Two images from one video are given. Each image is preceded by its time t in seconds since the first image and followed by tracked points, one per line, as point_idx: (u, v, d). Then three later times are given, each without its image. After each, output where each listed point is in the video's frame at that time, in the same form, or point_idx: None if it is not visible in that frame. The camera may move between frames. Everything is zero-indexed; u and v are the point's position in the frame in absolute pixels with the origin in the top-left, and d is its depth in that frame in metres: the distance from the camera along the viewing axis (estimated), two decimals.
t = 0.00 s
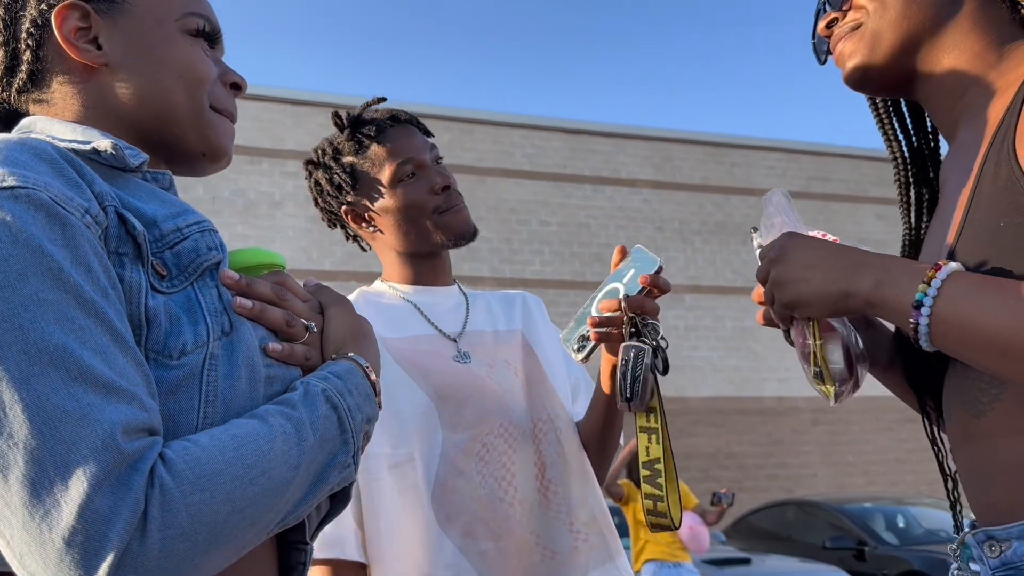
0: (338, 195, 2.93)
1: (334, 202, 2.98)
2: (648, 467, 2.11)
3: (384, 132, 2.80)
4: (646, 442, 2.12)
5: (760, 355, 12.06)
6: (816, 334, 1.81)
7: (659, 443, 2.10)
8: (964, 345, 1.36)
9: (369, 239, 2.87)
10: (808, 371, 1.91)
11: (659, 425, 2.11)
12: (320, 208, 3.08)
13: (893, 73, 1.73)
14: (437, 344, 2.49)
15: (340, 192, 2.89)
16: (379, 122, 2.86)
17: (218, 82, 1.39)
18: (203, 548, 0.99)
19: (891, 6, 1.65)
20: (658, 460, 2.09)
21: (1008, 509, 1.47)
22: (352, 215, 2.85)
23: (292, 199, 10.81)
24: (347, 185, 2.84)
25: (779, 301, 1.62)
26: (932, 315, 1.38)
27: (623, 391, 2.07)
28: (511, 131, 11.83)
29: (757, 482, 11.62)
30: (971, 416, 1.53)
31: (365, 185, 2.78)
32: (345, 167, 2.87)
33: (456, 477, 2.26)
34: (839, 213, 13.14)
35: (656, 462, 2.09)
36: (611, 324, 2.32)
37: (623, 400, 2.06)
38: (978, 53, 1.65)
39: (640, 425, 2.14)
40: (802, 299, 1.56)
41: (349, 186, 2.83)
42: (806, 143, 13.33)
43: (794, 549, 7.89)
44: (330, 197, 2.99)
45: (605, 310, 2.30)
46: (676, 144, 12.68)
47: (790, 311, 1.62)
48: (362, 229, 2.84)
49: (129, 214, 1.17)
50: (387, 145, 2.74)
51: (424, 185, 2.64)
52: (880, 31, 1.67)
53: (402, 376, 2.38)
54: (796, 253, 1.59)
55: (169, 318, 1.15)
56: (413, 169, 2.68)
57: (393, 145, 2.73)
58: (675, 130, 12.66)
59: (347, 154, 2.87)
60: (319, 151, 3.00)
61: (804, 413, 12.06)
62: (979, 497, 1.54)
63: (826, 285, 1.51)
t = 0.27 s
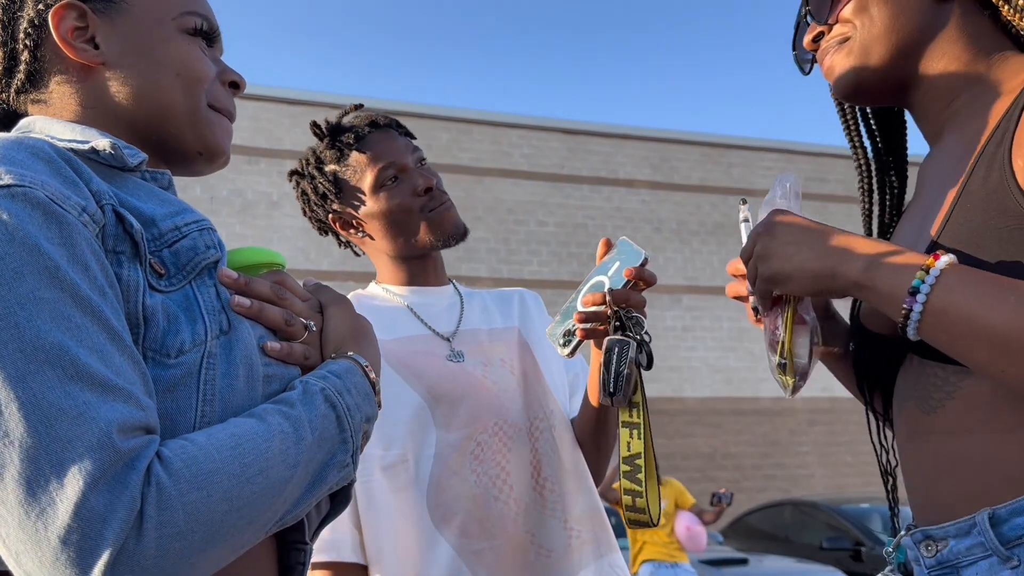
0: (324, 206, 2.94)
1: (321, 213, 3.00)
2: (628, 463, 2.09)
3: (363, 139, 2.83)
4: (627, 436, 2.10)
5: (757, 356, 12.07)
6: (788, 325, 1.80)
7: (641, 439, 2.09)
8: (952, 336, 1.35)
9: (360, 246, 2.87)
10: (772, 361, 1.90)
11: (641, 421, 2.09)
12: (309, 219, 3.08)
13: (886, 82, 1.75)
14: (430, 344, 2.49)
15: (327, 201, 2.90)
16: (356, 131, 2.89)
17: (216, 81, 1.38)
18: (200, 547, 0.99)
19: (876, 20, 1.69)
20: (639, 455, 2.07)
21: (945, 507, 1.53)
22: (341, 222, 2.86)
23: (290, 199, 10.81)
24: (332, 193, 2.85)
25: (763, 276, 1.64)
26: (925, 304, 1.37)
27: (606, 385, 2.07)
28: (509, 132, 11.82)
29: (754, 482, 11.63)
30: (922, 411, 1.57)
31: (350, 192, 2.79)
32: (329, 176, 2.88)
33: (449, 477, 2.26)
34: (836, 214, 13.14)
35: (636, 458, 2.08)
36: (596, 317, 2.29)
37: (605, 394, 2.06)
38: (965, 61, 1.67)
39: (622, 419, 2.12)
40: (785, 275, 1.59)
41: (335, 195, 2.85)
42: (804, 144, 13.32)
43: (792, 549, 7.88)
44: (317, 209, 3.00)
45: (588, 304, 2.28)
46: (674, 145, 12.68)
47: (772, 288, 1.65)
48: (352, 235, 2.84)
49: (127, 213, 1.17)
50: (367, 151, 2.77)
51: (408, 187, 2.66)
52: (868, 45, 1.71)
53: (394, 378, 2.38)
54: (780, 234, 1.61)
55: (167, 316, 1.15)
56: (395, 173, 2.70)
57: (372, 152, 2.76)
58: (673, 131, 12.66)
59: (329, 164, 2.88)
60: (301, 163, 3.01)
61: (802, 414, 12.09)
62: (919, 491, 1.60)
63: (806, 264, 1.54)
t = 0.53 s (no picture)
0: (323, 208, 2.95)
1: (320, 216, 3.00)
2: (605, 451, 2.04)
3: (361, 141, 2.83)
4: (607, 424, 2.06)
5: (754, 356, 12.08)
6: (777, 322, 1.79)
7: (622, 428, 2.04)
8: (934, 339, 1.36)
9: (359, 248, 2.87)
10: (760, 356, 1.89)
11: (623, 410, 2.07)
12: (308, 222, 3.09)
13: (881, 110, 1.78)
14: (428, 344, 2.49)
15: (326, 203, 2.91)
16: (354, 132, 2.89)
17: (215, 81, 1.38)
18: (202, 546, 0.99)
19: (870, 51, 1.72)
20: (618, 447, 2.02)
21: (889, 506, 1.54)
22: (340, 224, 2.87)
23: (288, 199, 10.79)
24: (331, 195, 2.86)
25: (755, 266, 1.62)
26: (911, 308, 1.37)
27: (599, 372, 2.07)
28: (507, 132, 11.82)
29: (752, 482, 11.64)
30: (878, 408, 1.58)
31: (348, 195, 2.79)
32: (327, 178, 2.88)
33: (447, 478, 2.26)
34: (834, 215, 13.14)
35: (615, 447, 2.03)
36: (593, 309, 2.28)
37: (596, 378, 2.05)
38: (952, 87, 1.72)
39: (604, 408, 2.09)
40: (779, 266, 1.57)
41: (333, 197, 2.85)
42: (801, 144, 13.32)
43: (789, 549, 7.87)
44: (316, 211, 3.01)
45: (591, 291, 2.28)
46: (672, 145, 12.67)
47: (763, 281, 1.63)
48: (351, 237, 2.85)
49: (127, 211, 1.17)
50: (364, 154, 2.78)
51: (406, 189, 2.66)
52: (864, 75, 1.73)
53: (392, 377, 2.38)
54: (778, 226, 1.60)
55: (167, 315, 1.15)
56: (393, 175, 2.70)
57: (370, 154, 2.77)
58: (671, 131, 12.66)
59: (328, 167, 2.89)
60: (300, 167, 3.02)
61: (799, 414, 12.16)
62: (862, 491, 1.62)
63: (800, 259, 1.52)
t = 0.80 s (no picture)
0: (326, 205, 2.94)
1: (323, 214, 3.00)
2: (664, 451, 2.09)
3: (369, 141, 2.84)
4: (658, 426, 2.12)
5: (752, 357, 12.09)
6: (740, 319, 2.00)
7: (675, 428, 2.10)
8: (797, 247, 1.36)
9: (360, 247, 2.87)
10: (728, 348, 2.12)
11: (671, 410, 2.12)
12: (311, 219, 3.08)
13: (867, 130, 1.77)
14: (428, 345, 2.49)
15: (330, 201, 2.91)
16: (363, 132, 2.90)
17: (218, 81, 1.38)
18: (210, 545, 0.99)
19: (860, 75, 1.70)
20: (676, 444, 2.08)
21: (877, 513, 1.54)
22: (343, 222, 2.87)
23: (285, 199, 10.78)
24: (335, 192, 2.86)
25: (655, 125, 1.56)
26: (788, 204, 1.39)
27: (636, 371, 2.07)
28: (506, 133, 11.83)
29: (750, 483, 11.64)
30: (861, 416, 1.61)
31: (354, 193, 2.79)
32: (333, 176, 2.88)
33: (446, 479, 2.25)
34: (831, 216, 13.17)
35: (672, 445, 2.08)
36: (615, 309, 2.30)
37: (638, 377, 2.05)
38: (936, 109, 1.72)
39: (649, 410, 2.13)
40: (682, 131, 1.53)
41: (338, 194, 2.85)
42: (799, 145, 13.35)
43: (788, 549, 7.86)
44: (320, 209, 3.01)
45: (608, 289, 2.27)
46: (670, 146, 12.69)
47: (659, 142, 1.57)
48: (353, 235, 2.84)
49: (132, 210, 1.17)
50: (372, 153, 2.79)
51: (412, 190, 2.67)
52: (852, 99, 1.71)
53: (392, 378, 2.38)
54: (682, 93, 1.56)
55: (172, 315, 1.15)
56: (401, 174, 2.71)
57: (378, 153, 2.79)
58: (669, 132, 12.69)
59: (334, 164, 2.89)
60: (305, 164, 3.02)
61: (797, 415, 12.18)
62: (847, 496, 1.62)
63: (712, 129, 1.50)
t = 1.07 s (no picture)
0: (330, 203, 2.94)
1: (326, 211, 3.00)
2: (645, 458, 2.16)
3: (376, 140, 2.83)
4: (642, 434, 2.17)
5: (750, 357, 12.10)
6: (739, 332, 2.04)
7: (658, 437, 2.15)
8: (757, 250, 1.44)
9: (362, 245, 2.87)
10: (727, 363, 2.16)
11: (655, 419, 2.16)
12: (313, 214, 3.08)
13: (853, 139, 1.86)
14: (429, 346, 2.49)
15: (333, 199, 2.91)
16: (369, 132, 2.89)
17: (223, 82, 1.39)
18: (237, 541, 1.00)
19: (849, 86, 1.80)
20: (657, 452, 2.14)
21: (869, 513, 1.55)
22: (346, 220, 2.87)
23: (284, 200, 10.77)
24: (339, 191, 2.85)
25: (629, 155, 1.70)
26: (748, 216, 1.47)
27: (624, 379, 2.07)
28: (504, 133, 11.84)
29: (748, 483, 11.64)
30: (849, 421, 1.62)
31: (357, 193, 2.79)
32: (337, 174, 2.88)
33: (446, 481, 2.25)
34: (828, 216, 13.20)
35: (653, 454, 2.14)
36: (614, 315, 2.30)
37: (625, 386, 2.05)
38: (917, 123, 1.81)
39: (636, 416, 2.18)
40: (654, 156, 1.65)
41: (341, 192, 2.85)
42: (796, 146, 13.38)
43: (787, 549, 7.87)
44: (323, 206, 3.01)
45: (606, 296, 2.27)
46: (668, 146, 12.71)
47: (635, 171, 1.70)
48: (354, 234, 2.84)
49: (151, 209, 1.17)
50: (376, 153, 2.78)
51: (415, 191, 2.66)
52: (841, 109, 1.81)
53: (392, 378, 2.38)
54: (648, 127, 1.70)
55: (190, 314, 1.16)
56: (402, 176, 2.70)
57: (382, 153, 2.77)
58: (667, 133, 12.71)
59: (340, 161, 2.89)
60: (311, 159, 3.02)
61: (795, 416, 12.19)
62: (842, 496, 1.62)
63: (679, 155, 1.62)
